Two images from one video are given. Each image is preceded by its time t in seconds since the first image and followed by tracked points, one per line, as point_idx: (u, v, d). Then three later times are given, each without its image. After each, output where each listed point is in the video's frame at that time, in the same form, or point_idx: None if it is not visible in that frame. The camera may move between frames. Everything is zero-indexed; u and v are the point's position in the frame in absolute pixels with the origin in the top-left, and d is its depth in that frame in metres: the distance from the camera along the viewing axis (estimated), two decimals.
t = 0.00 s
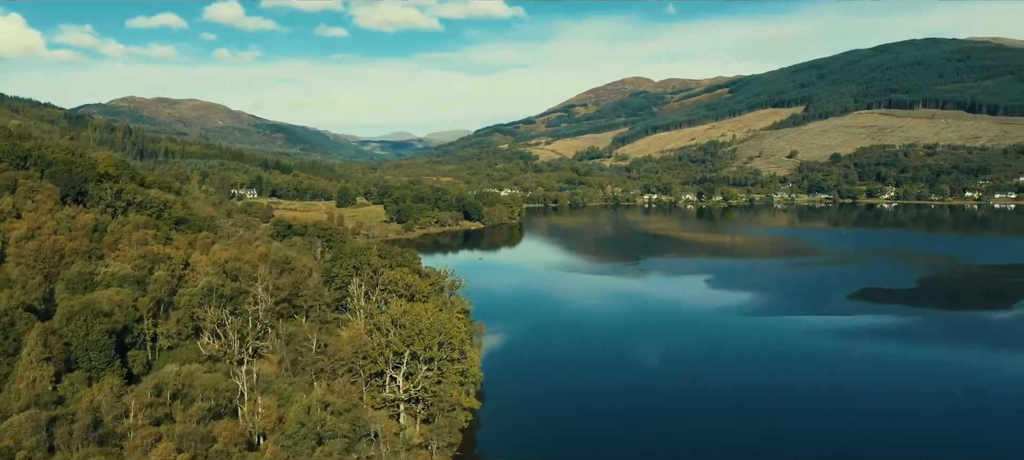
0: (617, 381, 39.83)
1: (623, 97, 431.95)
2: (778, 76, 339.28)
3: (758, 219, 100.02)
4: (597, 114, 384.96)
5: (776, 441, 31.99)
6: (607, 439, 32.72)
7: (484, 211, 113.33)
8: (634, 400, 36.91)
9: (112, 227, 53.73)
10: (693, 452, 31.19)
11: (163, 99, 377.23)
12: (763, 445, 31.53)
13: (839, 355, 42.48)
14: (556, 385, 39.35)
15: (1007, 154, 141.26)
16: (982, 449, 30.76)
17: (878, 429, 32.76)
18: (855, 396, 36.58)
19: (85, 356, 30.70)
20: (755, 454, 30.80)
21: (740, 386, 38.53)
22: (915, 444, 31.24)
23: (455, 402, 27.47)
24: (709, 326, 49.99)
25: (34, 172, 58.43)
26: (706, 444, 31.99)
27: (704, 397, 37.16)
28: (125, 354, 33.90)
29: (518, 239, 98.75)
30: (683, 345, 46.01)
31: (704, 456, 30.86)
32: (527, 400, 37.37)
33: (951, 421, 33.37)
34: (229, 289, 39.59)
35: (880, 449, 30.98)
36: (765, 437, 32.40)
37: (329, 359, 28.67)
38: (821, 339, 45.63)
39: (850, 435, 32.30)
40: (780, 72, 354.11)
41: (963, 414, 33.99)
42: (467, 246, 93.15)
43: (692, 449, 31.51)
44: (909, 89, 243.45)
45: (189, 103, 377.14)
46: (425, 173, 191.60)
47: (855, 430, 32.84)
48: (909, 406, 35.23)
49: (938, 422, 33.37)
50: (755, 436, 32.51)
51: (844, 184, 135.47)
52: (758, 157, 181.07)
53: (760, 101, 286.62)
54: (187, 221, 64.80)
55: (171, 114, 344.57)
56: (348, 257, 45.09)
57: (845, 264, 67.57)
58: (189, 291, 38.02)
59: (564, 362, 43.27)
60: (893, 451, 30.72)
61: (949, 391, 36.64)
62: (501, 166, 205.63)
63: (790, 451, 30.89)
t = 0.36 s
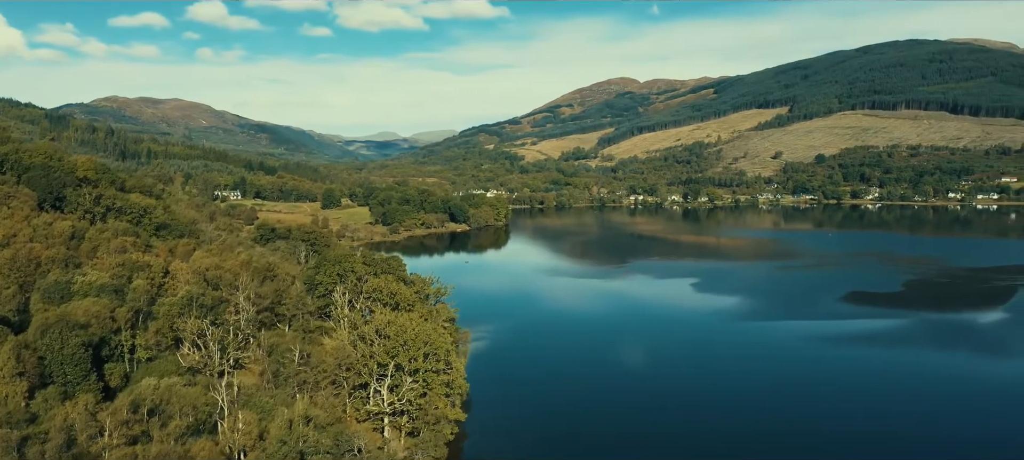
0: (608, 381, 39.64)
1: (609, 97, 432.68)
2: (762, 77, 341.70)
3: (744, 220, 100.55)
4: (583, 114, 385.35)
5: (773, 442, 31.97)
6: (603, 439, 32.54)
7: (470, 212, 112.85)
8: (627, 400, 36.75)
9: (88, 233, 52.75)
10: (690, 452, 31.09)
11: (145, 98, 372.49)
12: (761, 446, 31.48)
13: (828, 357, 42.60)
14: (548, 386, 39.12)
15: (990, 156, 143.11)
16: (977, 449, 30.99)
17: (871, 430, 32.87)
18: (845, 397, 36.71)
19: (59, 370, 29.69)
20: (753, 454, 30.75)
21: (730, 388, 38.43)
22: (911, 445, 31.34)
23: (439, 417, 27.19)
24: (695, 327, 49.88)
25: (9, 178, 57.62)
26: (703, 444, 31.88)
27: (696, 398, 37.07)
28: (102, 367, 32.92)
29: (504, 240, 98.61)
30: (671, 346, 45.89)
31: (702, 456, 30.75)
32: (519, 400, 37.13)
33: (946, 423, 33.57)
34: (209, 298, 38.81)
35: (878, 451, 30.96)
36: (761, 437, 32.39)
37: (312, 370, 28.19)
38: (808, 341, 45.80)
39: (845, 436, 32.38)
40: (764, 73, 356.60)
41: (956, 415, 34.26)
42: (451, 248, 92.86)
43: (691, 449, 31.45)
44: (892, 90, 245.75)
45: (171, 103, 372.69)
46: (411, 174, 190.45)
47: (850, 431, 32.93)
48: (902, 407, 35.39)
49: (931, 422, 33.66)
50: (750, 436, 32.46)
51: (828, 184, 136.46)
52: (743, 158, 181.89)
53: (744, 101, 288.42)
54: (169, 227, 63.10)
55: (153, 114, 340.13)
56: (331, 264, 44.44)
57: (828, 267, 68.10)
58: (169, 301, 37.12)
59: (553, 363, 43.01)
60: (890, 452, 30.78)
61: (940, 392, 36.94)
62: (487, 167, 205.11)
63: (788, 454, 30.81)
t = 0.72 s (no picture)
0: (604, 381, 39.38)
1: (596, 97, 433.29)
2: (748, 78, 343.70)
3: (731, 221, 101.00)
4: (570, 114, 385.56)
5: (772, 442, 31.88)
6: (602, 439, 32.26)
7: (456, 214, 112.19)
8: (623, 401, 36.49)
9: (66, 241, 51.58)
10: (690, 452, 30.90)
11: (129, 98, 368.21)
12: (760, 446, 31.37)
13: (816, 357, 42.76)
14: (540, 386, 38.80)
15: (973, 157, 144.75)
16: (974, 449, 31.08)
17: (868, 430, 32.87)
18: (839, 398, 36.69)
19: (34, 385, 28.54)
20: (753, 454, 30.64)
21: (722, 389, 38.31)
22: (908, 446, 31.31)
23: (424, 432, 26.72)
24: (683, 329, 49.66)
25: None
26: (702, 444, 31.70)
27: (694, 399, 36.92)
28: (78, 381, 32.03)
29: (491, 242, 98.30)
30: (662, 346, 45.62)
31: (702, 456, 30.55)
32: (508, 401, 36.79)
33: (940, 423, 33.65)
34: (191, 309, 37.99)
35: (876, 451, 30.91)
36: (760, 437, 32.27)
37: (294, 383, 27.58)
38: (800, 342, 45.86)
39: (844, 436, 32.34)
40: (749, 74, 358.71)
41: (951, 414, 34.41)
42: (438, 250, 92.31)
43: (691, 449, 31.27)
44: (877, 91, 247.72)
45: (155, 103, 368.80)
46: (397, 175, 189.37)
47: (847, 431, 32.91)
48: (897, 407, 35.41)
49: (926, 422, 33.72)
50: (748, 436, 32.36)
51: (814, 185, 137.16)
52: (729, 159, 182.50)
53: (730, 102, 289.91)
54: (150, 233, 61.68)
55: (137, 113, 336.41)
56: (316, 271, 43.76)
57: (814, 269, 68.46)
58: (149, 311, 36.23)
59: (545, 363, 42.64)
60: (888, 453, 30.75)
61: (933, 392, 37.07)
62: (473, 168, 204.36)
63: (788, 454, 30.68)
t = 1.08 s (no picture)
0: (602, 382, 39.24)
1: (583, 98, 433.78)
2: (733, 79, 345.75)
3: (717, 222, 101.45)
4: (557, 114, 385.65)
5: (772, 442, 31.94)
6: (602, 439, 32.13)
7: (443, 216, 111.51)
8: (622, 401, 36.33)
9: (44, 249, 50.43)
10: (690, 452, 30.85)
11: (111, 98, 363.38)
12: (760, 446, 31.45)
13: (805, 358, 42.89)
14: (536, 386, 38.55)
15: (957, 158, 146.53)
16: (971, 449, 31.36)
17: (866, 430, 33.00)
18: (833, 398, 36.81)
19: (6, 400, 27.20)
20: (753, 454, 30.69)
21: (716, 389, 38.27)
22: (907, 447, 31.45)
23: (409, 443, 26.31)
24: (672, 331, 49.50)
25: None
26: (703, 444, 31.67)
27: (694, 399, 36.91)
28: (53, 395, 31.10)
29: (478, 244, 97.99)
30: (651, 348, 45.39)
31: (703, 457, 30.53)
32: (502, 402, 36.43)
33: (936, 422, 33.85)
34: (171, 319, 37.20)
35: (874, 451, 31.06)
36: (760, 437, 32.33)
37: (277, 395, 27.02)
38: (792, 344, 45.96)
39: (844, 436, 32.47)
40: (735, 74, 360.74)
41: (945, 413, 34.72)
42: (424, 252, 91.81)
43: (690, 449, 31.23)
44: (862, 93, 250.17)
45: (139, 103, 364.55)
46: (383, 175, 188.29)
47: (846, 430, 33.05)
48: (892, 407, 35.56)
49: (923, 421, 33.92)
50: (749, 436, 32.41)
51: (799, 187, 138.10)
52: (715, 160, 183.19)
53: (716, 103, 291.40)
54: (131, 238, 60.37)
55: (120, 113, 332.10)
56: (300, 278, 43.09)
57: (799, 272, 68.90)
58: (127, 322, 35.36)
59: (541, 364, 42.36)
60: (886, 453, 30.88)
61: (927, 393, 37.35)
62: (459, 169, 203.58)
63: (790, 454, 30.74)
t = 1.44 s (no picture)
0: (599, 382, 38.99)
1: (571, 98, 434.35)
2: (719, 80, 347.61)
3: (705, 223, 101.73)
4: (544, 115, 385.73)
5: (772, 442, 31.80)
6: (602, 439, 31.83)
7: (430, 217, 110.87)
8: (621, 401, 36.09)
9: (22, 257, 49.23)
10: (690, 452, 30.64)
11: (95, 97, 359.09)
12: (760, 446, 31.32)
13: (797, 360, 42.75)
14: (534, 386, 38.23)
15: (942, 158, 148.03)
16: (969, 449, 31.39)
17: (864, 430, 32.92)
18: (830, 398, 36.78)
19: None
20: (753, 454, 30.54)
21: (715, 389, 38.09)
22: (905, 447, 31.39)
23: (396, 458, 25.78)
24: (662, 333, 49.29)
25: None
26: (702, 444, 31.47)
27: (694, 399, 36.73)
28: (29, 410, 30.19)
29: (467, 245, 97.57)
30: (642, 350, 45.06)
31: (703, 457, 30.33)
32: (496, 402, 36.06)
33: (932, 423, 33.84)
34: (151, 329, 36.30)
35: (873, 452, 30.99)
36: (759, 437, 32.19)
37: (261, 408, 26.34)
38: (784, 346, 45.97)
39: (842, 436, 32.40)
40: (722, 75, 362.80)
41: (942, 413, 34.78)
42: (412, 254, 91.25)
43: (690, 449, 31.02)
44: (847, 94, 252.39)
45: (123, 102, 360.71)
46: (370, 176, 187.27)
47: (845, 430, 32.99)
48: (888, 407, 35.56)
49: (920, 422, 33.92)
50: (748, 436, 32.26)
51: (786, 187, 138.89)
52: (702, 161, 183.80)
53: (703, 103, 292.75)
54: (113, 244, 59.02)
55: (105, 113, 328.79)
56: (284, 286, 42.33)
57: (786, 274, 69.14)
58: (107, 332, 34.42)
59: (536, 363, 42.10)
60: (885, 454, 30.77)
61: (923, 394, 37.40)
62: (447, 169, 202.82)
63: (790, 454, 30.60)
